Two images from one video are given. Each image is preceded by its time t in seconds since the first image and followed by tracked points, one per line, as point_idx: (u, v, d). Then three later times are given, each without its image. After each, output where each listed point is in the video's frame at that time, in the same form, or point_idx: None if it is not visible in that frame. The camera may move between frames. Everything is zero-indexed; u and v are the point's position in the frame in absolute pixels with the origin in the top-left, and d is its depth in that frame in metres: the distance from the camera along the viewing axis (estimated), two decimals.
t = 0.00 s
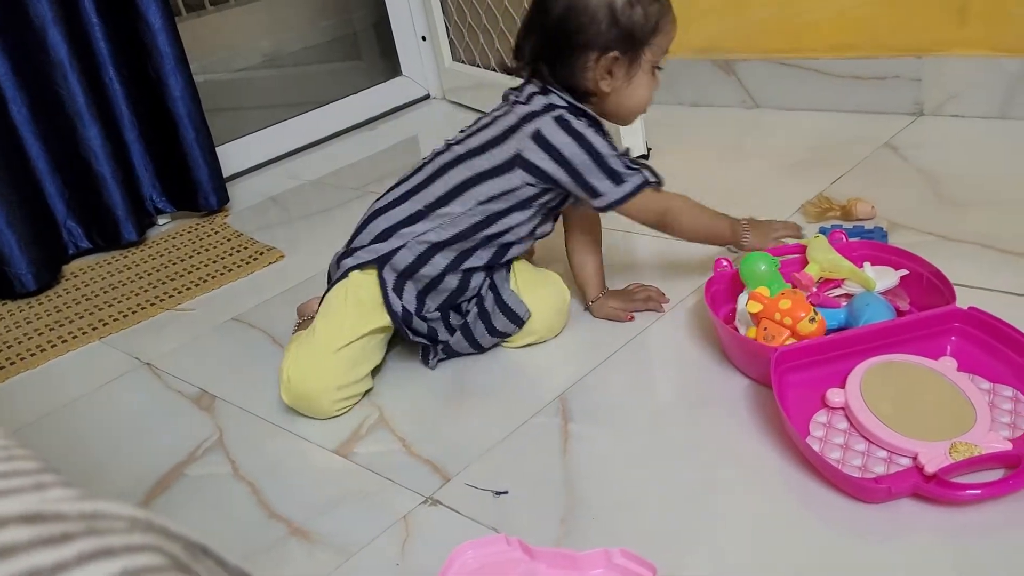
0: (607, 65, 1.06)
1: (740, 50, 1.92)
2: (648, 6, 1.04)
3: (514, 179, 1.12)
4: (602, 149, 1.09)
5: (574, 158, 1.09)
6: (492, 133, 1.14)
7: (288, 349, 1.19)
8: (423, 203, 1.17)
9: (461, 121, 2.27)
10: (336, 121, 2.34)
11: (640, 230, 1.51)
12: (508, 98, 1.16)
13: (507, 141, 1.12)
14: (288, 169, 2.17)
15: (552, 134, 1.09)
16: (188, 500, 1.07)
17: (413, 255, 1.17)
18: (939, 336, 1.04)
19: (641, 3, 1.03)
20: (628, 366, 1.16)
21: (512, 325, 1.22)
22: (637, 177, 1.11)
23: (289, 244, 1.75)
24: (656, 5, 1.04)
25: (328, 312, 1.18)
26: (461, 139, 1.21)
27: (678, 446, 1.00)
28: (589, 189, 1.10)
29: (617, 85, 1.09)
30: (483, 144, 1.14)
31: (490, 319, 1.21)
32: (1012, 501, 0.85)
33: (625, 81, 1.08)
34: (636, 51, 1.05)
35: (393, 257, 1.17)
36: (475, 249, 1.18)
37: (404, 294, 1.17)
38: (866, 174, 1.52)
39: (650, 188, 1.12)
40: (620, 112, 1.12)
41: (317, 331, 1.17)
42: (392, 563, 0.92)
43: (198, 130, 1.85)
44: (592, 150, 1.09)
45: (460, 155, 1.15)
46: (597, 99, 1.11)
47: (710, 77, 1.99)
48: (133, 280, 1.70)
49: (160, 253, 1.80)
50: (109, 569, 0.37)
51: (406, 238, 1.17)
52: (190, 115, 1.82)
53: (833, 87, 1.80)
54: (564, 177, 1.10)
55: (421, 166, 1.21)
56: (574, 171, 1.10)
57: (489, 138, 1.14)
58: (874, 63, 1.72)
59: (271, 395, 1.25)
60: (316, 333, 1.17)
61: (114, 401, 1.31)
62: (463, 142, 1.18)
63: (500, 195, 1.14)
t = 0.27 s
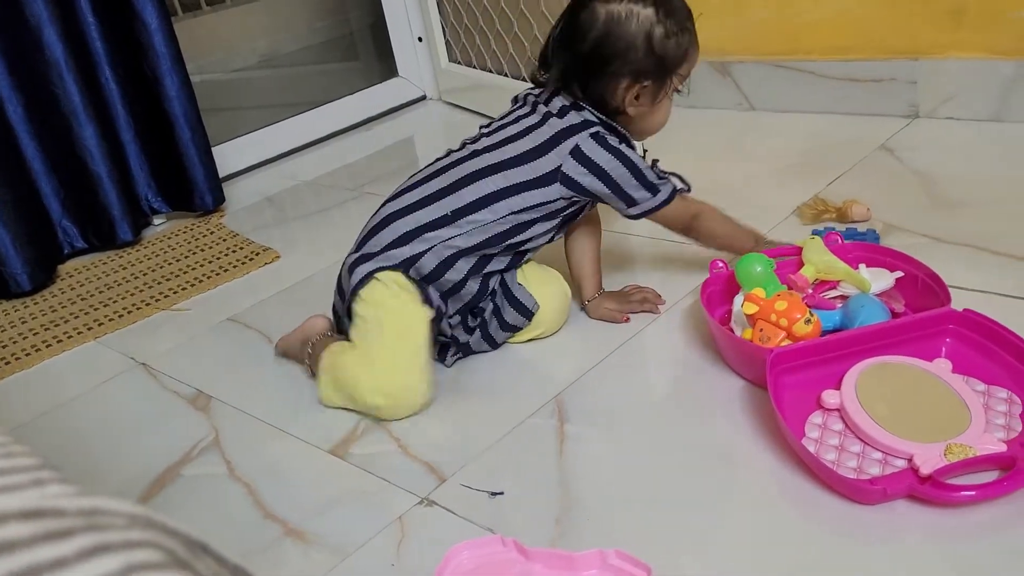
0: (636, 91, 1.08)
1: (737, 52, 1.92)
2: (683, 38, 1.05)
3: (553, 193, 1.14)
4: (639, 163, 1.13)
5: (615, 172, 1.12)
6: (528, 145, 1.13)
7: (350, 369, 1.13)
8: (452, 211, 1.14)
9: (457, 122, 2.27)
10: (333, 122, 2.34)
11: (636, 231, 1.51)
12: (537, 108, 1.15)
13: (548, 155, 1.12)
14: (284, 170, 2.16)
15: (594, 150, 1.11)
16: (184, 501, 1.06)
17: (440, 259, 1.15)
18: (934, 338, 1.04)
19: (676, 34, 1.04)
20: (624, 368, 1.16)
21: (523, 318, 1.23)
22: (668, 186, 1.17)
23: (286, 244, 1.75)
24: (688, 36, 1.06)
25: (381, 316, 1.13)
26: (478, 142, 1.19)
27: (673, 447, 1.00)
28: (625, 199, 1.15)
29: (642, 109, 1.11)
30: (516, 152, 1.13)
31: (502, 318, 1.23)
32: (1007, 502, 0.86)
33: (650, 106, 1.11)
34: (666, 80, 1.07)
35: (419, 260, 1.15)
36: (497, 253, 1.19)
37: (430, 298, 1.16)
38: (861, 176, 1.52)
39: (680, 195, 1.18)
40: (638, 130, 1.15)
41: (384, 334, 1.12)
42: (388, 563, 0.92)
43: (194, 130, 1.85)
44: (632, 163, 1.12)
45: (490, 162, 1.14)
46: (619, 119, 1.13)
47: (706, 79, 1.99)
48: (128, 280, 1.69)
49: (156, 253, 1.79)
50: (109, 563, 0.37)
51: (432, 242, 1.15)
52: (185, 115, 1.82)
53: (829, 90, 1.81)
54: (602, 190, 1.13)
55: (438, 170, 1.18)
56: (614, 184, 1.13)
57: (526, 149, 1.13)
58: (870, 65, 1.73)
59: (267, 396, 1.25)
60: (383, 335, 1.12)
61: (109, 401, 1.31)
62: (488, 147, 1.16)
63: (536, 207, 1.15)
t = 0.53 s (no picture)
0: (591, 92, 1.08)
1: (736, 53, 1.93)
2: (635, 36, 1.05)
3: (517, 200, 1.13)
4: (600, 164, 1.11)
5: (576, 177, 1.10)
6: (488, 156, 1.12)
7: (388, 370, 1.14)
8: (422, 231, 1.15)
9: (456, 121, 2.27)
10: (331, 121, 2.34)
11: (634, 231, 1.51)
12: (498, 116, 1.14)
13: (507, 164, 1.11)
14: (282, 169, 2.16)
15: (554, 153, 1.09)
16: (181, 499, 1.06)
17: (422, 281, 1.17)
18: (932, 338, 1.04)
19: (627, 32, 1.04)
20: (622, 367, 1.16)
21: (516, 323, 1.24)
22: (631, 193, 1.15)
23: (284, 243, 1.75)
24: (642, 35, 1.06)
25: (406, 314, 1.15)
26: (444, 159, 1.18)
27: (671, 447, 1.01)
28: (589, 207, 1.13)
29: (600, 109, 1.10)
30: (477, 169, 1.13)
31: (496, 325, 1.24)
32: (1003, 501, 0.86)
33: (607, 106, 1.10)
34: (619, 79, 1.07)
35: (404, 285, 1.17)
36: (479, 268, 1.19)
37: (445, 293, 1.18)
38: (859, 177, 1.53)
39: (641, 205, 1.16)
40: (601, 133, 1.14)
41: (415, 329, 1.14)
42: (387, 561, 0.92)
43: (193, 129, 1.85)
44: (592, 167, 1.11)
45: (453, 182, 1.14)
46: (579, 121, 1.13)
47: (705, 79, 1.99)
48: (126, 279, 1.69)
49: (153, 252, 1.79)
50: (114, 553, 0.37)
51: (411, 266, 1.16)
52: (184, 113, 1.82)
53: (828, 90, 1.81)
54: (566, 197, 1.12)
55: (407, 192, 1.18)
56: (576, 189, 1.11)
57: (486, 161, 1.12)
58: (869, 66, 1.73)
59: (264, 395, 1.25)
60: (414, 329, 1.14)
61: (107, 399, 1.31)
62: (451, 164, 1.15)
63: (503, 216, 1.14)
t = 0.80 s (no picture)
0: (538, 75, 1.06)
1: (733, 52, 1.93)
2: (580, 18, 1.03)
3: (453, 201, 1.11)
4: (525, 168, 1.08)
5: (498, 177, 1.08)
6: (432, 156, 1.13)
7: (382, 368, 1.14)
8: (385, 238, 1.16)
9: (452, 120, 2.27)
10: (327, 120, 2.34)
11: (631, 230, 1.51)
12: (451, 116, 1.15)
13: (442, 164, 1.11)
14: (278, 168, 2.16)
15: (483, 149, 1.08)
16: (176, 497, 1.06)
17: (396, 289, 1.17)
18: (927, 337, 1.04)
19: (571, 13, 1.03)
20: (618, 366, 1.16)
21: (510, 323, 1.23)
22: (552, 216, 1.10)
23: (279, 242, 1.74)
24: (589, 17, 1.04)
25: (396, 315, 1.16)
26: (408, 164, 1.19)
27: (667, 446, 1.00)
28: (507, 216, 1.09)
29: (551, 96, 1.08)
30: (423, 176, 1.13)
31: (492, 326, 1.23)
32: (998, 500, 0.86)
33: (559, 92, 1.08)
34: (565, 61, 1.05)
35: (382, 294, 1.18)
36: (451, 271, 1.18)
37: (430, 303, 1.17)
38: (856, 177, 1.53)
39: (560, 235, 1.12)
40: (560, 126, 1.11)
41: (407, 327, 1.15)
42: (382, 560, 0.91)
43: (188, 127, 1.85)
44: (519, 174, 1.08)
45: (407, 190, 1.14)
46: (536, 113, 1.10)
47: (702, 79, 1.99)
48: (120, 277, 1.69)
49: (148, 250, 1.79)
50: (102, 548, 0.37)
51: (383, 275, 1.17)
52: (179, 111, 1.82)
53: (824, 90, 1.81)
54: (497, 205, 1.09)
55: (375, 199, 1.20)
56: (496, 191, 1.08)
57: (430, 163, 1.13)
58: (865, 66, 1.73)
59: (260, 393, 1.25)
60: (406, 327, 1.15)
61: (101, 397, 1.31)
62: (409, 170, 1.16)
63: (447, 218, 1.13)
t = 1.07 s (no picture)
0: (521, 71, 1.06)
1: (730, 54, 1.93)
2: (565, 16, 1.03)
3: (422, 202, 1.11)
4: (474, 174, 1.06)
5: (449, 180, 1.07)
6: (410, 157, 1.14)
7: (375, 367, 1.14)
8: (372, 239, 1.17)
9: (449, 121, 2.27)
10: (324, 120, 2.33)
11: (627, 231, 1.51)
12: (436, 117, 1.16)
13: (413, 165, 1.12)
14: (274, 167, 2.15)
15: (444, 150, 1.08)
16: (170, 497, 1.06)
17: (388, 289, 1.18)
18: (923, 338, 1.04)
19: (555, 10, 1.03)
20: (614, 367, 1.16)
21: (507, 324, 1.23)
22: (480, 233, 1.06)
23: (275, 241, 1.74)
24: (574, 15, 1.03)
25: (392, 316, 1.16)
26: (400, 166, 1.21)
27: (662, 447, 1.00)
28: (446, 221, 1.08)
29: (535, 93, 1.07)
30: (401, 178, 1.14)
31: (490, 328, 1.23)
32: (994, 501, 0.86)
33: (543, 89, 1.07)
34: (548, 57, 1.04)
35: (373, 295, 1.19)
36: (440, 272, 1.18)
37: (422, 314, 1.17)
38: (852, 178, 1.53)
39: (485, 256, 1.07)
40: (545, 124, 1.10)
41: (400, 327, 1.15)
42: (376, 561, 0.91)
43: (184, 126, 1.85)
44: (466, 180, 1.06)
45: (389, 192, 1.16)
46: (522, 110, 1.10)
47: (699, 80, 1.99)
48: (115, 276, 1.68)
49: (143, 250, 1.78)
50: (86, 546, 0.37)
51: (375, 276, 1.18)
52: (175, 110, 1.82)
53: (821, 92, 1.81)
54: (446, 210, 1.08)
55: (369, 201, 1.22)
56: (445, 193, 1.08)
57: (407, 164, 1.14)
58: (862, 68, 1.73)
59: (256, 393, 1.24)
60: (399, 327, 1.15)
61: (96, 397, 1.30)
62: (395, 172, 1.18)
63: (420, 220, 1.13)
